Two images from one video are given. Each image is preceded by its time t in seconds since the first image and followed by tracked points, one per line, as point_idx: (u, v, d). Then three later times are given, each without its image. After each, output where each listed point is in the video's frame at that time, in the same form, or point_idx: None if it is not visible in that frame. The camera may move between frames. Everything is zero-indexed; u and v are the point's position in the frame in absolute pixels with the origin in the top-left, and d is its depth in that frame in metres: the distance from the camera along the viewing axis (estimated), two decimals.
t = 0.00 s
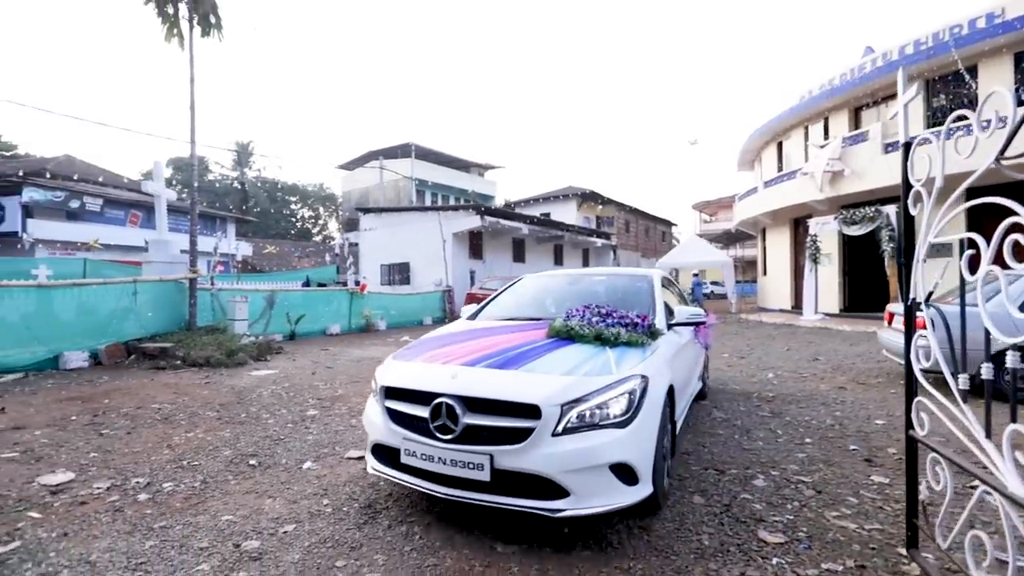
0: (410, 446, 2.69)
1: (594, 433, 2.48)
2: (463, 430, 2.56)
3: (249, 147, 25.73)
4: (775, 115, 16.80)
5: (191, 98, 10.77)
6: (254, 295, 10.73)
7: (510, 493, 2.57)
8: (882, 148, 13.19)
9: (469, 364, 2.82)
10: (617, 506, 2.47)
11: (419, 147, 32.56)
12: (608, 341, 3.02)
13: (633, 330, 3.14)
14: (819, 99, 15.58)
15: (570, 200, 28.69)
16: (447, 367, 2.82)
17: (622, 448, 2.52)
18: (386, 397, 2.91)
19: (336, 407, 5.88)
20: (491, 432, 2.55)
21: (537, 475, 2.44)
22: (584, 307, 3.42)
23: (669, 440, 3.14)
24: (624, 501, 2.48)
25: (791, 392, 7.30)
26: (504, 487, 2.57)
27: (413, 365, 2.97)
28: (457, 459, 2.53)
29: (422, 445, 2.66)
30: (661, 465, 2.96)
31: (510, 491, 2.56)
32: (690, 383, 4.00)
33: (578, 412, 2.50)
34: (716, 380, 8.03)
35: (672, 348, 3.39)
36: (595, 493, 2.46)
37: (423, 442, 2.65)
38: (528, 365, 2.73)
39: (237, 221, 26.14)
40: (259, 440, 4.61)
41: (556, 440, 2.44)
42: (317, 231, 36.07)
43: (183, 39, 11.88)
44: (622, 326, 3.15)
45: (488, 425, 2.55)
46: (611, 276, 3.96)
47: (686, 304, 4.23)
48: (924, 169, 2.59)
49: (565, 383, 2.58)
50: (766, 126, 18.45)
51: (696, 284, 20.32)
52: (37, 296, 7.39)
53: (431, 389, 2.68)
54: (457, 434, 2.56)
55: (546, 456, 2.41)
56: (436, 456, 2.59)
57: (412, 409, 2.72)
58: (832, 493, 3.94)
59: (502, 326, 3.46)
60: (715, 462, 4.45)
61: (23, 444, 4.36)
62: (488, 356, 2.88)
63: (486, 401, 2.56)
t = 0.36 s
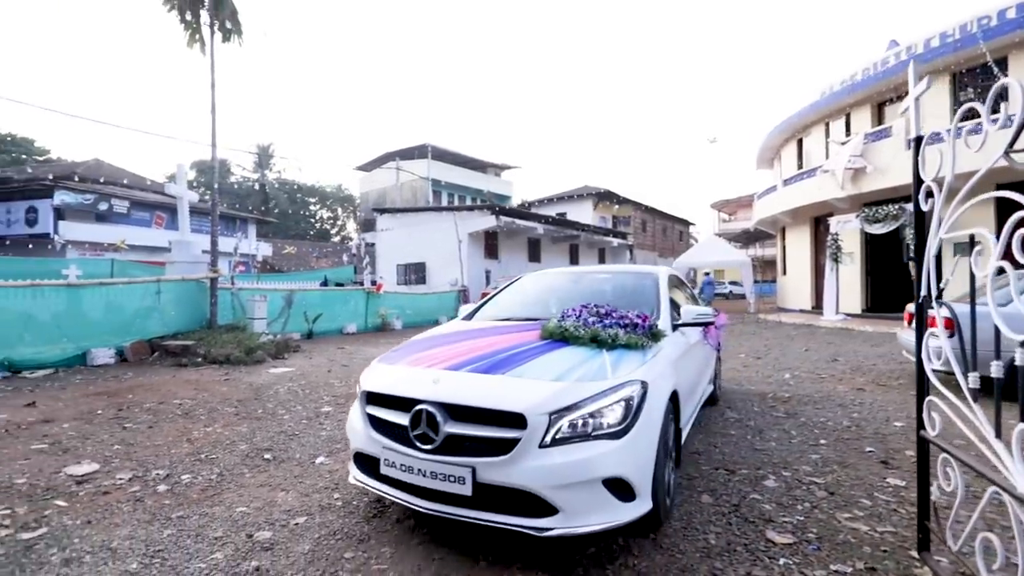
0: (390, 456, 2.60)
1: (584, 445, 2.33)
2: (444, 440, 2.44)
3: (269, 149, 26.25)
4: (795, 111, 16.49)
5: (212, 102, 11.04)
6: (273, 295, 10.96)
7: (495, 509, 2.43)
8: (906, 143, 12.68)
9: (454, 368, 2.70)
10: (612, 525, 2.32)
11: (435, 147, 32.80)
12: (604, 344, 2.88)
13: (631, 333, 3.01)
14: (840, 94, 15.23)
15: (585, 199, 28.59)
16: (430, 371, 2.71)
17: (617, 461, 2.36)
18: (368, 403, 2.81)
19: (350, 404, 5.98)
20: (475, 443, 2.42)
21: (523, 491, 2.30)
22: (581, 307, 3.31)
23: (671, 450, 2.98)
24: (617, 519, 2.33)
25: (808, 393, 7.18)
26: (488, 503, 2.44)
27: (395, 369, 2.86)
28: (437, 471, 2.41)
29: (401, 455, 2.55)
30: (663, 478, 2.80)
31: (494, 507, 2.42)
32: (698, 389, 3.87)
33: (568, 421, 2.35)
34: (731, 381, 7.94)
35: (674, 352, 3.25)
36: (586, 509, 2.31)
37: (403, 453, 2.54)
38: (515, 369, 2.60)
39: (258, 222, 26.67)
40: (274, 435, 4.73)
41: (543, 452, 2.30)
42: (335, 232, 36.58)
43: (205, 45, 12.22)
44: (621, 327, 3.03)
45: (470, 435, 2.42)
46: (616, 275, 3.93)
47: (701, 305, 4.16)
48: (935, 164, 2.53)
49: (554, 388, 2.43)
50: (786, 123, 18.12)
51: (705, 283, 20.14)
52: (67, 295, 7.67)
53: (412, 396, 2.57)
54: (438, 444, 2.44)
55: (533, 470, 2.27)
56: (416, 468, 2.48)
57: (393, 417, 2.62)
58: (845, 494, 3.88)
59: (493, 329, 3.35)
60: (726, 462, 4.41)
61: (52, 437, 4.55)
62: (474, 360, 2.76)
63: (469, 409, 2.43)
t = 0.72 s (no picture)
0: (367, 466, 2.48)
1: (574, 458, 2.18)
2: (422, 450, 2.31)
3: (290, 152, 26.72)
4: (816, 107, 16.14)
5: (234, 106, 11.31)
6: (292, 294, 11.17)
7: (479, 526, 2.29)
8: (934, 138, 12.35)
9: (436, 372, 2.58)
10: (605, 546, 2.16)
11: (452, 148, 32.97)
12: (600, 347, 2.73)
13: (630, 334, 2.84)
14: (864, 88, 14.85)
15: (602, 198, 28.42)
16: (413, 376, 2.59)
17: (612, 475, 2.20)
18: (349, 410, 2.70)
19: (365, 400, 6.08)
20: (456, 453, 2.28)
21: (507, 507, 2.15)
22: (579, 307, 3.18)
23: (676, 459, 2.80)
24: (610, 538, 2.17)
25: (827, 394, 7.04)
26: (470, 519, 2.29)
27: (378, 373, 2.75)
28: (415, 485, 2.28)
29: (379, 466, 2.43)
30: (665, 491, 2.63)
31: (476, 523, 2.28)
32: (707, 395, 3.70)
33: (556, 431, 2.20)
34: (748, 381, 7.83)
35: (679, 355, 3.08)
36: (577, 527, 2.15)
37: (381, 464, 2.41)
38: (501, 373, 2.46)
39: (278, 224, 27.18)
40: (291, 430, 4.84)
41: (529, 464, 2.15)
42: (354, 233, 37.04)
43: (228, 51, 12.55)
44: (619, 328, 2.87)
45: (450, 445, 2.28)
46: (619, 274, 3.83)
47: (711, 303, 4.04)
48: (950, 157, 2.49)
49: (542, 395, 2.28)
50: (807, 118, 17.74)
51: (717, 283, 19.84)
52: (97, 295, 7.96)
53: (390, 403, 2.44)
54: (416, 454, 2.31)
55: (517, 484, 2.12)
56: (393, 480, 2.36)
57: (371, 425, 2.50)
58: (862, 496, 3.79)
59: (485, 332, 3.22)
60: (739, 462, 4.36)
61: (80, 429, 4.73)
62: (459, 363, 2.64)
63: (449, 416, 2.29)
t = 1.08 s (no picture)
0: (338, 479, 2.29)
1: (561, 474, 1.95)
2: (393, 463, 2.10)
3: (309, 154, 27.17)
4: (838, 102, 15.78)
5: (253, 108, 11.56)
6: (310, 293, 11.36)
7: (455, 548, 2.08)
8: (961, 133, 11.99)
9: (414, 376, 2.37)
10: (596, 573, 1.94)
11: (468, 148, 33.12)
12: (595, 350, 2.49)
13: (628, 336, 2.59)
14: (889, 82, 14.45)
15: (619, 197, 28.23)
16: (388, 380, 2.38)
17: (603, 494, 1.96)
18: (322, 416, 2.50)
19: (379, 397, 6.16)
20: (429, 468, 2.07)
21: (484, 529, 1.94)
22: (574, 305, 2.93)
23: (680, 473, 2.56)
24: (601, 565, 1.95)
25: (848, 394, 6.88)
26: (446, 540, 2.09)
27: (354, 377, 2.56)
28: (385, 502, 2.08)
29: (350, 479, 2.23)
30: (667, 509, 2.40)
31: (452, 545, 2.07)
32: (717, 403, 3.43)
33: (540, 444, 1.98)
34: (765, 381, 7.70)
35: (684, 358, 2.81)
36: (563, 552, 1.93)
37: (350, 477, 2.22)
38: (483, 379, 2.24)
39: (298, 224, 27.65)
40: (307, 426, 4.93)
41: (509, 481, 1.93)
42: (372, 233, 37.46)
43: (247, 55, 12.83)
44: (616, 329, 2.62)
45: (423, 459, 2.06)
46: (624, 271, 3.57)
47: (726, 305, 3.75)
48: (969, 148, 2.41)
49: (525, 403, 2.06)
50: (829, 114, 17.36)
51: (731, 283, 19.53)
52: (125, 295, 8.22)
53: (361, 410, 2.24)
54: (386, 468, 2.10)
55: (495, 504, 1.91)
56: (364, 495, 2.16)
57: (342, 434, 2.30)
58: (881, 497, 3.71)
59: (475, 332, 3.00)
60: (754, 462, 4.30)
61: (105, 423, 4.88)
62: (439, 367, 2.43)
63: (422, 426, 2.08)
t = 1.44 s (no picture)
0: (309, 490, 2.06)
1: (549, 495, 1.68)
2: (363, 477, 1.85)
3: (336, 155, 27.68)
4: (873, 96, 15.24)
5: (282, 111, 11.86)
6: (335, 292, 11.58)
7: None
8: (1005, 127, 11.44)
9: (390, 381, 2.12)
10: None
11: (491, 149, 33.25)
12: (594, 354, 2.20)
13: (633, 338, 2.29)
14: (928, 74, 13.87)
15: (643, 197, 27.90)
16: (363, 384, 2.15)
17: (600, 520, 1.68)
18: (295, 420, 2.27)
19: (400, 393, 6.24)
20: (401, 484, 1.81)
21: (460, 557, 1.67)
22: (575, 303, 2.64)
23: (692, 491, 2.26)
24: None
25: (881, 398, 6.64)
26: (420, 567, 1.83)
27: (330, 379, 2.33)
28: (354, 519, 1.84)
29: (320, 492, 2.00)
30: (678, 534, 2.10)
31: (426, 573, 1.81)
32: (735, 412, 3.10)
33: (525, 461, 1.70)
34: (791, 383, 7.50)
35: (698, 363, 2.49)
36: None
37: (320, 490, 1.99)
38: (464, 384, 1.97)
39: (325, 224, 28.21)
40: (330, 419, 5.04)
41: (489, 503, 1.67)
42: (397, 233, 37.95)
43: (276, 59, 13.17)
44: (618, 330, 2.32)
45: (393, 473, 1.81)
46: (636, 265, 3.24)
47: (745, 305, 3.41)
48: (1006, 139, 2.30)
49: (509, 413, 1.78)
50: (863, 108, 16.79)
51: (757, 283, 19.08)
52: (161, 292, 8.52)
53: (331, 417, 2.00)
54: (355, 482, 1.86)
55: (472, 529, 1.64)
56: (333, 511, 1.93)
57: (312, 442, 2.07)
58: (912, 504, 3.57)
59: (467, 331, 2.74)
60: (778, 464, 4.19)
61: (140, 413, 5.09)
62: (418, 370, 2.17)
63: (395, 436, 1.83)
